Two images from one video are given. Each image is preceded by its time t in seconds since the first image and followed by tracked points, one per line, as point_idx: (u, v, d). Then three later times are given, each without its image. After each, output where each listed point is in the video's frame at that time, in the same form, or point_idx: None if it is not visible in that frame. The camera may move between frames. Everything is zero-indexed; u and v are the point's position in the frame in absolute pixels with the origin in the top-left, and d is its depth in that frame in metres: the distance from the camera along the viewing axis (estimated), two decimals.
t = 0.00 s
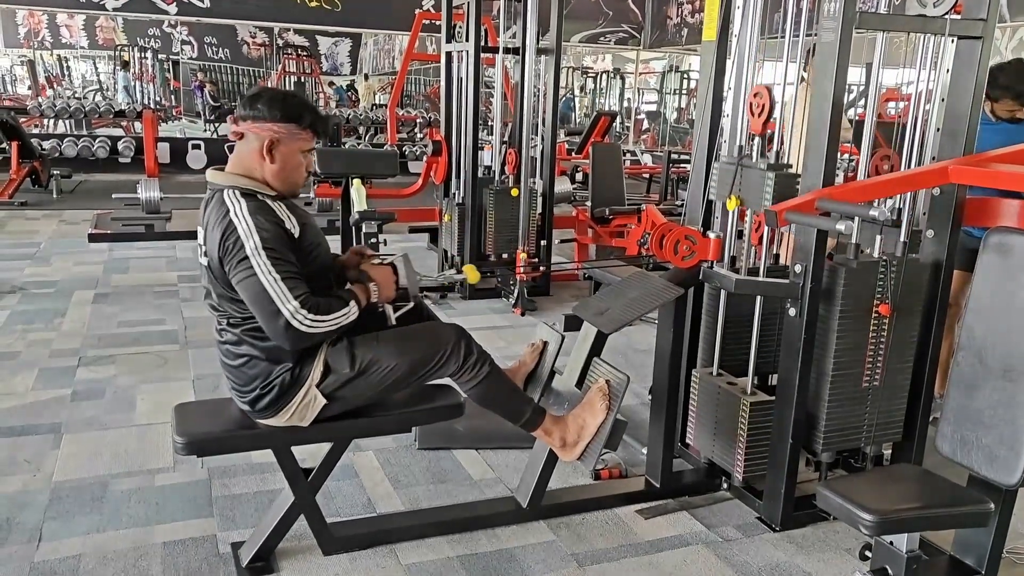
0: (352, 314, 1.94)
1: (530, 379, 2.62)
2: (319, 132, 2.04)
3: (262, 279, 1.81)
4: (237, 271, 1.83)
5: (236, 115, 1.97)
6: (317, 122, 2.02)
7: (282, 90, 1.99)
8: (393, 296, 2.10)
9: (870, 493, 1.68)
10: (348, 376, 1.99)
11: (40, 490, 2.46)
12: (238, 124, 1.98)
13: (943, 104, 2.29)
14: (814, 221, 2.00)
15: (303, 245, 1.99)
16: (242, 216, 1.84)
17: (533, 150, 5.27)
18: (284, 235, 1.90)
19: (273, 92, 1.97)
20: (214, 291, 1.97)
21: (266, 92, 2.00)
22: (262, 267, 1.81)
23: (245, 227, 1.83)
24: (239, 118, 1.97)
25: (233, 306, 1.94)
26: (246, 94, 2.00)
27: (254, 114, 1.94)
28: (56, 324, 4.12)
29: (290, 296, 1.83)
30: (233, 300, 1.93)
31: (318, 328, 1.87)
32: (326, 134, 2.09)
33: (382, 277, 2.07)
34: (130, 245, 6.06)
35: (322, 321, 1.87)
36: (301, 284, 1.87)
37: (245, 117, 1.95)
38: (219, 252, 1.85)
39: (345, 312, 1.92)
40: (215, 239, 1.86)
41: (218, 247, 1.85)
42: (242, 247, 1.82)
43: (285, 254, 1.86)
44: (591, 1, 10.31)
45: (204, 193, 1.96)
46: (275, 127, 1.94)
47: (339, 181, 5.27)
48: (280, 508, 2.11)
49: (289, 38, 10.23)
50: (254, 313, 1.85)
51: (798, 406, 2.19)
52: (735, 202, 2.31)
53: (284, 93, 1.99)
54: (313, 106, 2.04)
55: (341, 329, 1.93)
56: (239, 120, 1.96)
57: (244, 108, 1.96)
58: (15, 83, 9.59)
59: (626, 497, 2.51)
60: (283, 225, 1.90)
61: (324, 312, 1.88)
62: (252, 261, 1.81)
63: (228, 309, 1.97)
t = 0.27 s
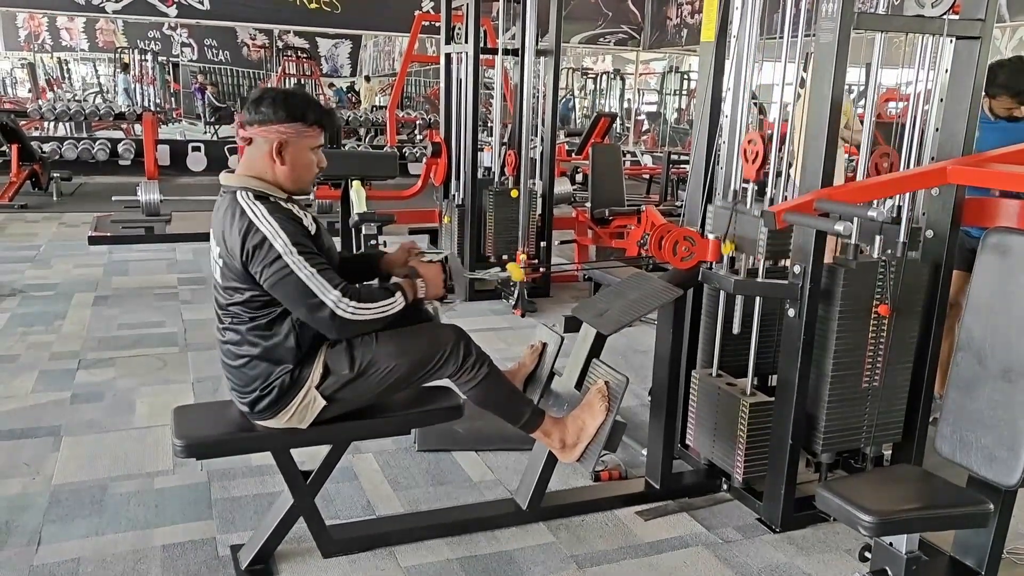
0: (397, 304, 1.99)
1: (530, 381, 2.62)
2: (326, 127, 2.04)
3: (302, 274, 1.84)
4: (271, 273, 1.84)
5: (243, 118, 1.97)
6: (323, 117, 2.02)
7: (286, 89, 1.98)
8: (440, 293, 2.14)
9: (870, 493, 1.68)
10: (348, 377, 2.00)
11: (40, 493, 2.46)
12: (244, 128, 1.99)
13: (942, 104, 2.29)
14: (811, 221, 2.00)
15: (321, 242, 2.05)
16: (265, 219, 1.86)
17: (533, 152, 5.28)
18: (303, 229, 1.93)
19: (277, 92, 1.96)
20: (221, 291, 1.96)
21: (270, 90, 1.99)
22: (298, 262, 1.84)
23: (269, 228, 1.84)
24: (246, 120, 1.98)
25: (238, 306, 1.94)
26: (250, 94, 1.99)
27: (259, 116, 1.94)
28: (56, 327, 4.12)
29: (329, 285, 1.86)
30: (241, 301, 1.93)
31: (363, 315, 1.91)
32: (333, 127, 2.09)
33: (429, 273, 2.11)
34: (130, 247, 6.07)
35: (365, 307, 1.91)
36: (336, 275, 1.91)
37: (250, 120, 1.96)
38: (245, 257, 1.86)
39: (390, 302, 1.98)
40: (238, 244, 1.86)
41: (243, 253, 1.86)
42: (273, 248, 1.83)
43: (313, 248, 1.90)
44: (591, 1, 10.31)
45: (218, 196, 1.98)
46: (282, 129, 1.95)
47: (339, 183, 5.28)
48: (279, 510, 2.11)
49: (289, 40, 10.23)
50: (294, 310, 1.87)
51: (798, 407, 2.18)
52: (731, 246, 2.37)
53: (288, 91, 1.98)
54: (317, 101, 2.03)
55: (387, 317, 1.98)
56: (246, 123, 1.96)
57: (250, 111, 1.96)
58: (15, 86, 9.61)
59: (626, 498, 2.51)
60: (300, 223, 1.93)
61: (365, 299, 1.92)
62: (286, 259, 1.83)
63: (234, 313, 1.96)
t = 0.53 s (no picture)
0: (446, 293, 2.05)
1: (529, 384, 2.62)
2: (351, 132, 2.06)
3: (345, 264, 1.86)
4: (312, 268, 1.85)
5: (269, 119, 1.99)
6: (348, 122, 2.04)
7: (312, 92, 2.00)
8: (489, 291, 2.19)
9: (869, 495, 1.68)
10: (348, 380, 2.00)
11: (39, 498, 2.46)
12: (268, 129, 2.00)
13: (939, 106, 2.30)
14: (811, 224, 2.00)
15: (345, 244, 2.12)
16: (297, 216, 1.87)
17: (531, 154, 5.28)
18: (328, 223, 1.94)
19: (304, 95, 1.98)
20: (237, 291, 1.99)
21: (296, 92, 2.00)
22: (339, 252, 1.86)
23: (302, 224, 1.86)
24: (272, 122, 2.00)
25: (251, 306, 1.97)
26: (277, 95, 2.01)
27: (286, 119, 1.96)
28: (55, 331, 4.12)
29: (371, 270, 1.89)
30: (256, 299, 1.95)
31: (409, 297, 1.95)
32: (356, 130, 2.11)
33: (479, 272, 2.16)
34: (129, 251, 6.07)
35: (408, 289, 1.95)
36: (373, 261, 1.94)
37: (275, 122, 1.97)
38: (278, 257, 1.86)
39: (438, 291, 2.03)
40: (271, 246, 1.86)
41: (276, 253, 1.86)
42: (311, 243, 1.85)
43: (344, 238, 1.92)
44: (589, 4, 10.33)
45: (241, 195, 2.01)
46: (307, 133, 1.97)
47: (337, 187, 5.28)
48: (278, 514, 2.11)
49: (288, 44, 10.26)
50: (339, 300, 1.90)
51: (797, 408, 2.18)
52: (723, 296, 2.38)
53: (314, 94, 2.00)
54: (341, 105, 2.05)
55: (434, 303, 2.02)
56: (271, 125, 1.98)
57: (277, 112, 1.97)
58: (14, 90, 9.60)
59: (626, 501, 2.51)
60: (326, 218, 1.95)
61: (407, 282, 1.96)
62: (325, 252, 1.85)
63: (250, 314, 1.98)
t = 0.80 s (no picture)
0: (480, 290, 2.08)
1: (529, 387, 2.62)
2: (388, 150, 2.09)
3: (381, 260, 1.91)
4: (347, 266, 1.89)
5: (310, 126, 2.01)
6: (386, 141, 2.07)
7: (355, 106, 2.03)
8: (524, 293, 2.20)
9: (870, 497, 1.68)
10: (350, 382, 2.00)
11: (38, 503, 2.46)
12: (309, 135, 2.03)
13: (937, 109, 2.30)
14: (809, 226, 2.00)
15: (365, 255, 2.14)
16: (330, 216, 1.91)
17: (530, 158, 5.28)
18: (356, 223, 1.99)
19: (347, 108, 2.01)
20: (255, 290, 2.00)
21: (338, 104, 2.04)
22: (373, 250, 1.91)
23: (337, 223, 1.90)
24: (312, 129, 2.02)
25: (266, 307, 1.98)
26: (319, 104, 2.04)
27: (327, 130, 1.99)
28: (55, 336, 4.11)
29: (405, 265, 1.95)
30: (275, 300, 1.96)
31: (444, 290, 2.00)
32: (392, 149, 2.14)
33: (515, 273, 2.16)
34: (128, 256, 6.06)
35: (441, 283, 2.00)
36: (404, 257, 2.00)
37: (318, 131, 2.00)
38: (310, 257, 1.89)
39: (474, 286, 2.07)
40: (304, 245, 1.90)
41: (308, 253, 1.89)
42: (346, 241, 1.89)
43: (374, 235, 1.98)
44: (588, 8, 10.33)
45: (270, 195, 2.03)
46: (346, 146, 2.00)
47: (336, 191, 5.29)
48: (278, 518, 2.11)
49: (286, 48, 10.33)
50: (375, 294, 1.94)
51: (797, 411, 2.18)
52: (721, 329, 2.41)
53: (356, 109, 2.03)
54: (380, 123, 2.08)
55: (470, 299, 2.06)
56: (312, 133, 2.01)
57: (318, 121, 2.00)
58: (14, 96, 9.60)
59: (626, 504, 2.50)
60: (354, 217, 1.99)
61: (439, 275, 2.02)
62: (360, 246, 1.90)
63: (264, 313, 1.98)
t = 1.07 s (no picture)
0: (497, 286, 2.09)
1: (530, 389, 2.63)
2: (405, 163, 2.11)
3: (398, 257, 1.92)
4: (364, 265, 1.89)
5: (332, 131, 2.02)
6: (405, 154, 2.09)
7: (377, 117, 2.05)
8: (540, 292, 2.21)
9: (872, 499, 1.68)
10: (352, 384, 2.00)
11: (39, 506, 2.45)
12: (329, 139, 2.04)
13: (937, 110, 2.30)
14: (810, 228, 2.00)
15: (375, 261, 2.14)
16: (345, 216, 1.91)
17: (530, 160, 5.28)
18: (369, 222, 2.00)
19: (370, 118, 2.02)
20: (263, 290, 1.99)
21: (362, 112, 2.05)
22: (389, 248, 1.92)
23: (353, 223, 1.90)
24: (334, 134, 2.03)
25: (274, 306, 1.97)
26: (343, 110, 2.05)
27: (349, 137, 2.00)
28: (55, 339, 4.11)
29: (420, 260, 1.96)
30: (283, 300, 1.96)
31: (459, 284, 2.01)
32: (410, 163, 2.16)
33: (532, 272, 2.18)
34: (128, 259, 6.06)
35: (456, 278, 2.01)
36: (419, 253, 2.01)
37: (339, 136, 2.01)
38: (326, 256, 1.89)
39: (490, 282, 2.08)
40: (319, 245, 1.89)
41: (324, 253, 1.89)
42: (362, 240, 1.89)
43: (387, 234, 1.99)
44: (587, 10, 10.32)
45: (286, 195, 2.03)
46: (365, 155, 2.01)
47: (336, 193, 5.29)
48: (278, 520, 2.11)
49: (286, 51, 10.32)
50: (392, 292, 1.95)
51: (798, 413, 2.18)
52: (720, 347, 2.43)
53: (378, 120, 2.05)
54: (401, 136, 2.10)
55: (486, 295, 2.07)
56: (334, 138, 2.02)
57: (340, 127, 2.01)
58: (14, 99, 9.66)
59: (628, 506, 2.50)
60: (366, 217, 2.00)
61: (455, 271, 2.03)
62: (376, 245, 1.91)
63: (272, 313, 1.97)
